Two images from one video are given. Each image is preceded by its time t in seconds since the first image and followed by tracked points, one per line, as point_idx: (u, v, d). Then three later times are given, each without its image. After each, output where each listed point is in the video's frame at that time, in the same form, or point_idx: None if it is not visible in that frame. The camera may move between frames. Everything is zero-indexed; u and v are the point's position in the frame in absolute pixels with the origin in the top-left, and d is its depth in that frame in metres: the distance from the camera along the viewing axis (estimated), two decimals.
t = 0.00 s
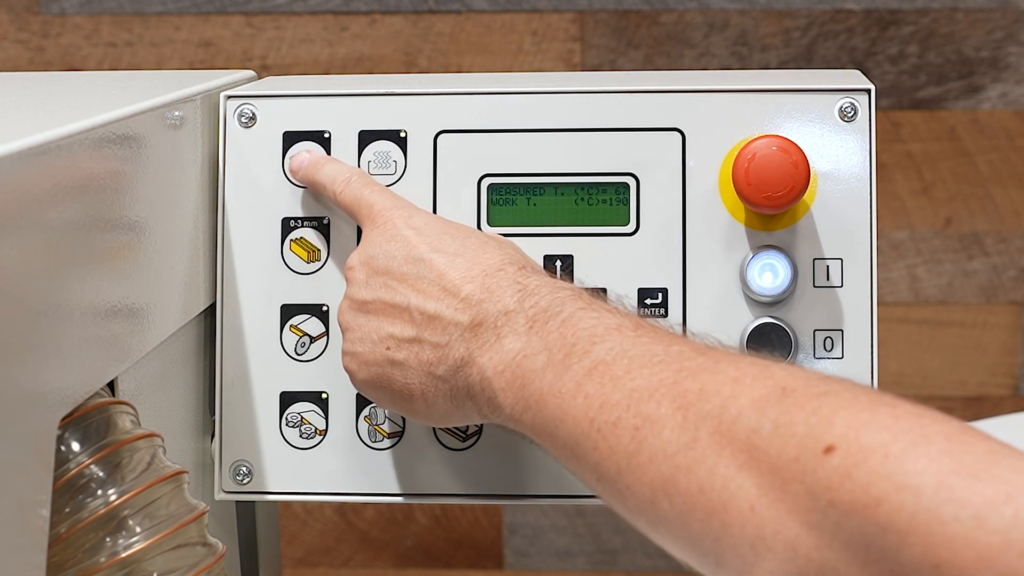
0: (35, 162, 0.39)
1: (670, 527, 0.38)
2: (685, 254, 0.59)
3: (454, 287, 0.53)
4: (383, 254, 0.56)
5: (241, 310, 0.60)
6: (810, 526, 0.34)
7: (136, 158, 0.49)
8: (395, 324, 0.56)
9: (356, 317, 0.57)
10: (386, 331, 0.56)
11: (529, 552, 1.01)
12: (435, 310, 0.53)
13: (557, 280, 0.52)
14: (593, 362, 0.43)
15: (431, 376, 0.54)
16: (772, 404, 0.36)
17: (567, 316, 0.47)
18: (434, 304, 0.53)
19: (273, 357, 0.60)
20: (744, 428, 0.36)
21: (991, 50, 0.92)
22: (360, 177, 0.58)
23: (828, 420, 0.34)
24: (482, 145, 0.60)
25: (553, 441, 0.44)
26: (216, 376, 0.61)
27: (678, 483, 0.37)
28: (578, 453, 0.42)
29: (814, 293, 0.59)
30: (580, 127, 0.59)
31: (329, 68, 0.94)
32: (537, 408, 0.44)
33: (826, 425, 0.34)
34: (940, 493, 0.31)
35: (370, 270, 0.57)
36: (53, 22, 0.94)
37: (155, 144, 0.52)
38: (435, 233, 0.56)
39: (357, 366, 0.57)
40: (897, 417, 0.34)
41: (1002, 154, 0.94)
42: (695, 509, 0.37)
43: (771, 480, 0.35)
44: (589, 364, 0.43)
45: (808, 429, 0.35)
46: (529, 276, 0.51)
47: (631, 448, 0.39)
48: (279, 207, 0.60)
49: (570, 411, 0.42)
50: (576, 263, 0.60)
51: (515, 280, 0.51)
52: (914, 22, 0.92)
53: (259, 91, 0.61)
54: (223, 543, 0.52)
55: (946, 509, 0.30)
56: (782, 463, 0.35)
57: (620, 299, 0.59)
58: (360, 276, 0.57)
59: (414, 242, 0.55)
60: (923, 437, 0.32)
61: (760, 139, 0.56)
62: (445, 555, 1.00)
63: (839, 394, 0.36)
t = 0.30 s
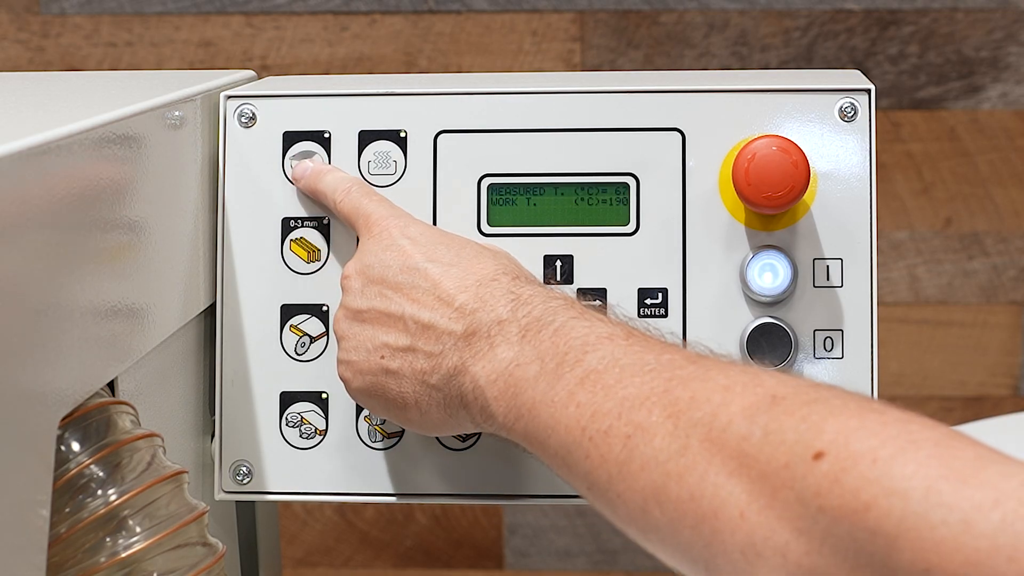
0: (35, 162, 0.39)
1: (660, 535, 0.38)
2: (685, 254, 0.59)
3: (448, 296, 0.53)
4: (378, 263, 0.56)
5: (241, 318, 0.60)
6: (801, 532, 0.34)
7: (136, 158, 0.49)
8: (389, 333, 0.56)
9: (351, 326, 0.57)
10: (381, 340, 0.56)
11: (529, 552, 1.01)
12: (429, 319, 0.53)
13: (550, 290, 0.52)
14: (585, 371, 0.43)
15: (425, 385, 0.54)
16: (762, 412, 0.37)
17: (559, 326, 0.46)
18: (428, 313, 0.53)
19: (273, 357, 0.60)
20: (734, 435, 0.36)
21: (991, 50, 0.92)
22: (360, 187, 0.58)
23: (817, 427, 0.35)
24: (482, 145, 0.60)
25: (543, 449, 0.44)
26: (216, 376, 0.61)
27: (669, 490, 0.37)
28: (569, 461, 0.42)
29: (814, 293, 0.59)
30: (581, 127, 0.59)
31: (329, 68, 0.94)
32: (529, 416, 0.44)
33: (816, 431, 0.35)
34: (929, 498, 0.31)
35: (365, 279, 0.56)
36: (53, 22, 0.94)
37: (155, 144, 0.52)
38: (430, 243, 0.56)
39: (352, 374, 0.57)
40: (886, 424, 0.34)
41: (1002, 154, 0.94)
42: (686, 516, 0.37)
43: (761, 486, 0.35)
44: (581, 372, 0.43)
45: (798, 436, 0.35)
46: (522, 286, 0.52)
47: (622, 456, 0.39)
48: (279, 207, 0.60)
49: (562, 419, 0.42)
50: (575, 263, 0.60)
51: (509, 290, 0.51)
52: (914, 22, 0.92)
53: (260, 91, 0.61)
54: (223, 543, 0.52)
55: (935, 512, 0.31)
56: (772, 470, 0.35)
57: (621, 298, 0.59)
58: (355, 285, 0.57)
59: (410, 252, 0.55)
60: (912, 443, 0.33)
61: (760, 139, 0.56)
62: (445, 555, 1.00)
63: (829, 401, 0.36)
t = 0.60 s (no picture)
0: (35, 162, 0.39)
1: (662, 529, 0.38)
2: (685, 254, 0.59)
3: (451, 289, 0.53)
4: (382, 255, 0.56)
5: (242, 317, 0.60)
6: (801, 531, 0.34)
7: (136, 158, 0.49)
8: (392, 325, 0.56)
9: (355, 318, 0.57)
10: (384, 332, 0.56)
11: (529, 552, 1.01)
12: (432, 311, 0.53)
13: (553, 283, 0.52)
14: (588, 365, 0.43)
15: (428, 377, 0.54)
16: (763, 409, 0.36)
17: (562, 319, 0.47)
18: (431, 306, 0.53)
19: (273, 357, 0.60)
20: (735, 432, 0.36)
21: (991, 50, 0.92)
22: (365, 177, 0.58)
23: (818, 425, 0.35)
24: (482, 145, 0.60)
25: (546, 442, 0.44)
26: (216, 376, 0.61)
27: (670, 485, 0.37)
28: (572, 454, 0.42)
29: (814, 293, 0.59)
30: (581, 127, 0.59)
31: (329, 68, 0.94)
32: (533, 410, 0.44)
33: (817, 430, 0.34)
34: (928, 499, 0.31)
35: (369, 271, 0.57)
36: (53, 22, 0.94)
37: (155, 144, 0.52)
38: (433, 235, 0.56)
39: (356, 365, 0.57)
40: (887, 424, 0.34)
41: (1002, 155, 0.94)
42: (688, 512, 0.37)
43: (761, 483, 0.35)
44: (583, 367, 0.43)
45: (799, 434, 0.35)
46: (525, 279, 0.52)
47: (623, 451, 0.39)
48: (279, 207, 0.60)
49: (564, 413, 0.42)
50: (576, 263, 0.60)
51: (512, 283, 0.51)
52: (914, 22, 0.92)
53: (260, 91, 0.61)
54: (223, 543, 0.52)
55: (934, 514, 0.31)
56: (772, 468, 0.35)
57: (621, 298, 0.59)
58: (359, 276, 0.57)
59: (414, 244, 0.55)
60: (912, 444, 0.33)
61: (760, 139, 0.56)
62: (445, 555, 1.00)
63: (830, 400, 0.36)
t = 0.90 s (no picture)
0: (35, 162, 0.39)
1: (658, 541, 0.38)
2: (685, 255, 0.59)
3: (443, 302, 0.53)
4: (376, 268, 0.56)
5: (240, 324, 0.60)
6: (795, 542, 0.34)
7: (136, 158, 0.49)
8: (387, 339, 0.56)
9: (351, 332, 0.57)
10: (379, 346, 0.56)
11: (529, 552, 1.01)
12: (425, 325, 0.53)
13: (544, 292, 0.52)
14: (580, 378, 0.43)
15: (424, 391, 0.54)
16: (757, 419, 0.37)
17: (553, 333, 0.47)
18: (424, 320, 0.53)
19: (273, 357, 0.60)
20: (729, 444, 0.36)
21: (991, 50, 0.92)
22: (363, 185, 0.58)
23: (811, 436, 0.35)
24: (482, 145, 0.60)
25: (540, 456, 0.44)
26: (216, 376, 0.61)
27: (665, 498, 0.37)
28: (566, 468, 0.42)
29: (814, 293, 0.59)
30: (581, 127, 0.59)
31: (329, 68, 0.94)
32: (526, 423, 0.44)
33: (810, 441, 0.35)
34: (922, 509, 0.31)
35: (364, 285, 0.56)
36: (53, 22, 0.94)
37: (155, 144, 0.52)
38: (426, 247, 0.56)
39: (354, 379, 0.57)
40: (881, 434, 0.34)
41: (1002, 155, 0.94)
42: (683, 524, 0.37)
43: (755, 494, 0.35)
44: (576, 380, 0.43)
45: (792, 445, 0.35)
46: (516, 289, 0.51)
47: (618, 464, 0.39)
48: (279, 207, 0.60)
49: (558, 427, 0.42)
50: (575, 263, 0.60)
51: (501, 296, 0.51)
52: (914, 22, 0.92)
53: (260, 91, 0.61)
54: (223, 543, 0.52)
55: (928, 524, 0.31)
56: (766, 479, 0.35)
57: (620, 298, 0.59)
58: (354, 291, 0.57)
59: (407, 256, 0.55)
60: (905, 454, 0.33)
61: (760, 139, 0.56)
62: (445, 555, 1.00)
63: (823, 410, 0.36)
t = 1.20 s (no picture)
0: (35, 161, 0.39)
1: (652, 547, 0.38)
2: (685, 255, 0.59)
3: (436, 306, 0.53)
4: (370, 274, 0.56)
5: (240, 325, 0.60)
6: (787, 549, 0.34)
7: (136, 158, 0.49)
8: (383, 344, 0.56)
9: (349, 338, 0.57)
10: (376, 351, 0.56)
11: (530, 552, 1.01)
12: (418, 330, 0.53)
13: (535, 294, 0.52)
14: (572, 384, 0.43)
15: (419, 396, 0.54)
16: (749, 427, 0.37)
17: (546, 336, 0.46)
18: (417, 325, 0.53)
19: (272, 358, 0.60)
20: (722, 450, 0.36)
21: (991, 50, 0.92)
22: (361, 187, 0.58)
23: (805, 444, 0.35)
24: (482, 145, 0.60)
25: (534, 461, 0.44)
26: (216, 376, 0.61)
27: (658, 505, 0.37)
28: (560, 473, 0.42)
29: (814, 293, 0.59)
30: (581, 127, 0.59)
31: (329, 68, 0.94)
32: (520, 428, 0.44)
33: (804, 448, 0.35)
34: (914, 518, 0.31)
35: (360, 291, 0.57)
36: (53, 22, 0.94)
37: (156, 144, 0.52)
38: (420, 250, 0.56)
39: (354, 385, 0.57)
40: (875, 442, 0.34)
41: (1002, 155, 0.94)
42: (676, 531, 0.37)
43: (747, 502, 0.35)
44: (568, 385, 0.43)
45: (786, 452, 0.35)
46: (508, 292, 0.51)
47: (611, 470, 0.39)
48: (279, 207, 0.60)
49: (551, 432, 0.42)
50: (575, 263, 0.60)
51: (494, 299, 0.51)
52: (914, 22, 0.92)
53: (259, 91, 0.61)
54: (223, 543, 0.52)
55: (920, 533, 0.31)
56: (758, 486, 0.35)
57: (621, 298, 0.59)
58: (351, 297, 0.57)
59: (400, 261, 0.55)
60: (897, 463, 0.33)
61: (760, 139, 0.56)
62: (445, 555, 1.00)
63: (816, 416, 0.36)
